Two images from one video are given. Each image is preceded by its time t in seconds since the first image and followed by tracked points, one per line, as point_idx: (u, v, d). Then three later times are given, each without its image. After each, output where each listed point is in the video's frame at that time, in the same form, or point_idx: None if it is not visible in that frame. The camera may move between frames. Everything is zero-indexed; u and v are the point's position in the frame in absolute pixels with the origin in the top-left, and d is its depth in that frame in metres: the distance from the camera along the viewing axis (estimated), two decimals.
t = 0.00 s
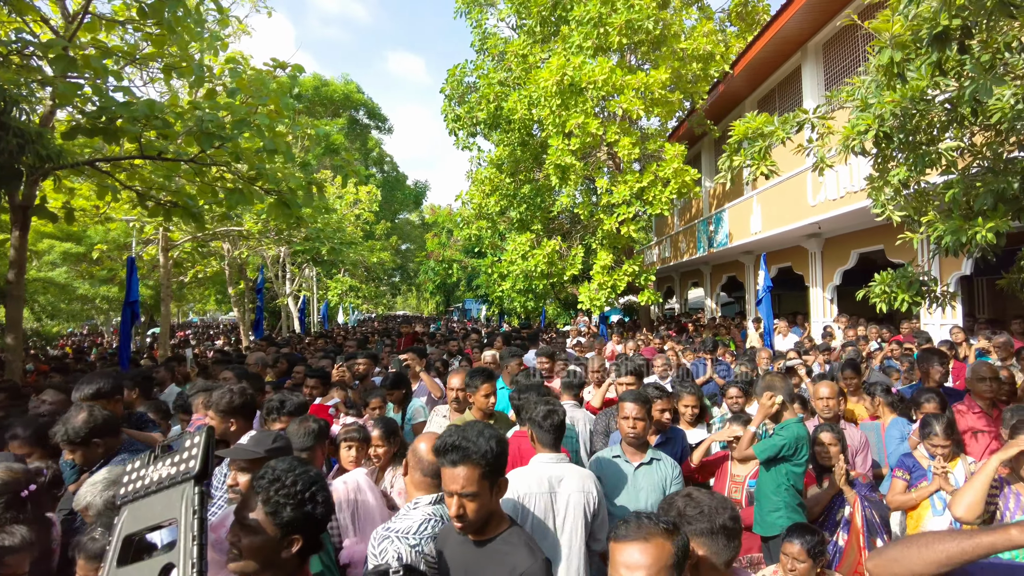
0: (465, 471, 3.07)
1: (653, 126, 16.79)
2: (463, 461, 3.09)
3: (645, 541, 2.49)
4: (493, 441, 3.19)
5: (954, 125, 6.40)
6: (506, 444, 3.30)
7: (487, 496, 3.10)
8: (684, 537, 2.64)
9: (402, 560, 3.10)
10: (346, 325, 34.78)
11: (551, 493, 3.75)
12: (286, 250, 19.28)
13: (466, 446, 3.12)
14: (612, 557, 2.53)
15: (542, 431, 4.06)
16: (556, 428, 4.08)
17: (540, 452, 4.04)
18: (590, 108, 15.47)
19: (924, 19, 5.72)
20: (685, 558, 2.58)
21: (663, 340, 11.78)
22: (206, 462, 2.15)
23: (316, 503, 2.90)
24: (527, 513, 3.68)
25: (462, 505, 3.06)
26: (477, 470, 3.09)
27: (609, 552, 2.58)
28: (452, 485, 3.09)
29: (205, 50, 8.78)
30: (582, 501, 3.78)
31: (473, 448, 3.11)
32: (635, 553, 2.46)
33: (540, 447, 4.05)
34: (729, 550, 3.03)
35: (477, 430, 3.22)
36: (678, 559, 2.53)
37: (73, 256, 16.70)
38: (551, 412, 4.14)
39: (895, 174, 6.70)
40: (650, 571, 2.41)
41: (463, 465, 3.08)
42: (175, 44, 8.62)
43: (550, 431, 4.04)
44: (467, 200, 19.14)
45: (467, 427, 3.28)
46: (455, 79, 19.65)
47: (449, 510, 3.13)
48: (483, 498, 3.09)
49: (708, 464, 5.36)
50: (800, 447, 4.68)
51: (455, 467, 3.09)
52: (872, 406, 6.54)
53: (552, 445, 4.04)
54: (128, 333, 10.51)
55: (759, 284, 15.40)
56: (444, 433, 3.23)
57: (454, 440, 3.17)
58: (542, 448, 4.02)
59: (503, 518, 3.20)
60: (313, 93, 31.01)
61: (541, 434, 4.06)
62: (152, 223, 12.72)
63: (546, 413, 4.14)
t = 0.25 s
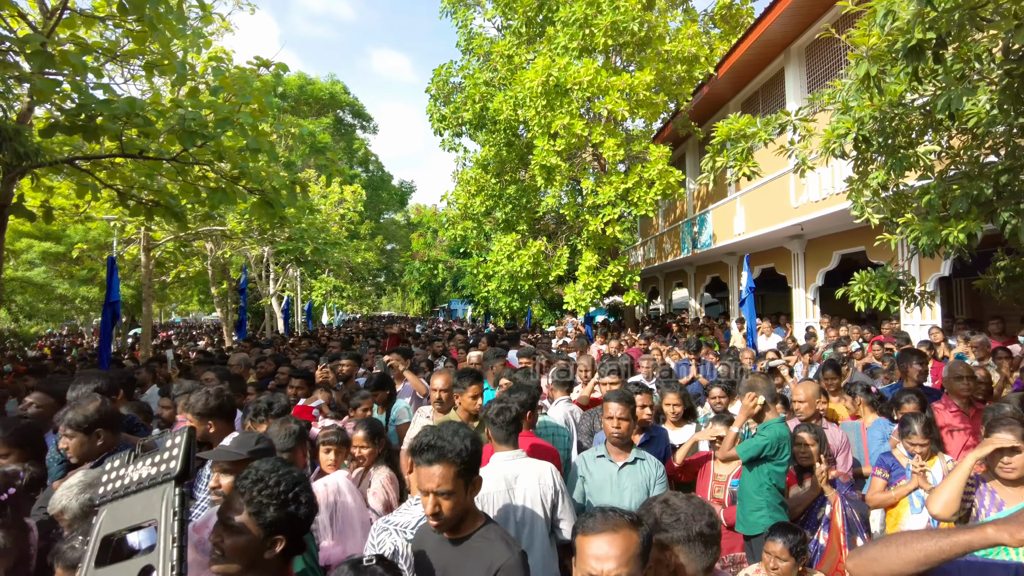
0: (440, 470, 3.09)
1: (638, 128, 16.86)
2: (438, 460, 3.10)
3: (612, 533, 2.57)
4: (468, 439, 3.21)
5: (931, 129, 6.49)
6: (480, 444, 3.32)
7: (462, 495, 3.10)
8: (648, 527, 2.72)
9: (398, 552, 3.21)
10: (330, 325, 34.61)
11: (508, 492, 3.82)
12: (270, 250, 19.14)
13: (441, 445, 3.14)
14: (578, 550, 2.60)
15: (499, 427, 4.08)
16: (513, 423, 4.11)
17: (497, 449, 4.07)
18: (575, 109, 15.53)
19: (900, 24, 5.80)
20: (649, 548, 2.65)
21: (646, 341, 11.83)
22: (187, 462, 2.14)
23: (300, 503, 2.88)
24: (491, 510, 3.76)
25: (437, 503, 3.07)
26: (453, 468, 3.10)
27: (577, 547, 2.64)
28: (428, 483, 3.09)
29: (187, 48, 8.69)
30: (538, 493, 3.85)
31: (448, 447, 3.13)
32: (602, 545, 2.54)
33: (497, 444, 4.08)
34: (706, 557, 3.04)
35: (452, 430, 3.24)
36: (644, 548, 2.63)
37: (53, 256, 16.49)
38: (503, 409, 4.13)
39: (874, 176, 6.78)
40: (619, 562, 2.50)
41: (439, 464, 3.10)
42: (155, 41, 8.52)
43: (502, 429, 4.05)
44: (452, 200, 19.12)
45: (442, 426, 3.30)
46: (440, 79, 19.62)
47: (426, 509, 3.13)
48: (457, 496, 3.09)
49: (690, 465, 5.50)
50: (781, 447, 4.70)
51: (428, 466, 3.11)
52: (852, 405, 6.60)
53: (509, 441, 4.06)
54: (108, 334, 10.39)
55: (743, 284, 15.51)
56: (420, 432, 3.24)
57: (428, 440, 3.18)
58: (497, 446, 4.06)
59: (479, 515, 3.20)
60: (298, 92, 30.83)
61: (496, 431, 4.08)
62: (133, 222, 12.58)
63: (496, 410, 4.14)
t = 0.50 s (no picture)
0: (429, 471, 3.07)
1: (627, 129, 16.90)
2: (425, 460, 3.09)
3: (588, 531, 2.64)
4: (456, 439, 3.23)
5: (915, 132, 6.56)
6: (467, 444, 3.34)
7: (451, 495, 3.10)
8: (621, 525, 2.82)
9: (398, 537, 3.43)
10: (319, 326, 34.47)
11: (476, 486, 4.16)
12: (258, 250, 19.04)
13: (431, 445, 3.12)
14: (557, 549, 2.65)
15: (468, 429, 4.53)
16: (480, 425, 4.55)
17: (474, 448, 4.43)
18: (564, 110, 15.57)
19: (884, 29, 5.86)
20: (624, 542, 2.73)
21: (635, 342, 11.87)
22: (178, 465, 2.17)
23: (290, 505, 2.86)
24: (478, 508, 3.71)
25: (427, 504, 3.06)
26: (442, 468, 3.09)
27: (555, 545, 2.70)
28: (417, 484, 3.08)
29: (173, 47, 8.63)
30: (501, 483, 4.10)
31: (438, 448, 3.12)
32: (579, 542, 2.60)
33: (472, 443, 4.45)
34: (697, 561, 3.06)
35: (440, 431, 3.25)
36: (618, 545, 2.70)
37: (37, 256, 16.32)
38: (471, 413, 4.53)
39: (860, 178, 6.84)
40: (595, 558, 2.56)
41: (427, 465, 3.08)
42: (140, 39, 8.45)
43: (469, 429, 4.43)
44: (441, 201, 19.10)
45: (431, 428, 3.30)
46: (430, 80, 19.58)
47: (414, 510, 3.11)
48: (446, 496, 3.08)
49: (678, 464, 5.55)
50: (768, 447, 4.73)
51: (416, 467, 3.09)
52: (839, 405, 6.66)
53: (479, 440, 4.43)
54: (93, 335, 10.29)
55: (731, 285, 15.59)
56: (409, 433, 3.23)
57: (418, 441, 3.16)
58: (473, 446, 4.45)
59: (466, 515, 3.20)
60: (286, 91, 30.69)
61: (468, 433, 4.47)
62: (118, 222, 12.46)
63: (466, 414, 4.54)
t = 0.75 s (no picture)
0: (418, 472, 3.07)
1: (615, 130, 16.94)
2: (413, 462, 3.09)
3: (568, 529, 2.66)
4: (444, 440, 3.22)
5: (899, 134, 6.62)
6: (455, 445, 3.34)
7: (440, 496, 3.09)
8: (599, 524, 2.86)
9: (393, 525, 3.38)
10: (305, 326, 34.29)
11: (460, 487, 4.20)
12: (243, 250, 18.90)
13: (419, 447, 3.12)
14: (537, 547, 2.67)
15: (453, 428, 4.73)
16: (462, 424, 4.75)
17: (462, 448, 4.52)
18: (552, 110, 15.61)
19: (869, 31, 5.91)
20: (602, 539, 2.77)
21: (623, 342, 11.90)
22: (168, 466, 2.16)
23: (277, 506, 2.85)
24: (473, 500, 3.65)
25: (417, 506, 3.05)
26: (431, 469, 3.09)
27: (535, 544, 2.71)
28: (407, 486, 3.07)
29: (157, 44, 8.54)
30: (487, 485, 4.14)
31: (426, 449, 3.12)
32: (559, 539, 2.62)
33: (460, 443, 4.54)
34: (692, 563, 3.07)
35: (429, 431, 3.25)
36: (597, 542, 2.73)
37: (18, 255, 16.10)
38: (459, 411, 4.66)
39: (845, 180, 6.90)
40: (576, 554, 2.57)
41: (416, 466, 3.08)
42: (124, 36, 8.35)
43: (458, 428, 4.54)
44: (429, 200, 19.06)
45: (419, 429, 3.30)
46: (418, 79, 19.54)
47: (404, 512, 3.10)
48: (436, 497, 3.08)
49: (666, 463, 5.56)
50: (755, 446, 4.75)
51: (404, 469, 3.09)
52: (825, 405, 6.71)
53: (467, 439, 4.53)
54: (76, 336, 10.18)
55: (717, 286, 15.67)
56: (396, 435, 3.23)
57: (406, 442, 3.15)
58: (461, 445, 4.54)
59: (457, 516, 3.21)
60: (272, 90, 30.51)
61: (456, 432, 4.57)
62: (102, 221, 12.32)
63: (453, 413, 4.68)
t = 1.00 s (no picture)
0: (406, 478, 3.03)
1: (602, 131, 16.99)
2: (402, 467, 3.05)
3: (550, 526, 2.67)
4: (432, 445, 3.16)
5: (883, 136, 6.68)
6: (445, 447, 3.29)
7: (429, 501, 3.08)
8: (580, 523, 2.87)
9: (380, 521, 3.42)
10: (291, 326, 34.11)
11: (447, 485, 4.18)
12: (228, 250, 18.76)
13: (406, 453, 3.07)
14: (520, 545, 2.67)
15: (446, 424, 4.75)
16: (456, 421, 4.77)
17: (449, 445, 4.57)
18: (540, 111, 15.64)
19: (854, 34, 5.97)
20: (584, 537, 2.78)
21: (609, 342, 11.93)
22: (148, 467, 2.13)
23: (258, 505, 2.82)
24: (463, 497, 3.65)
25: (406, 511, 3.04)
26: (419, 475, 3.05)
27: (518, 543, 2.71)
28: (394, 491, 3.05)
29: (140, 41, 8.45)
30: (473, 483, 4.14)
31: (413, 455, 3.07)
32: (542, 537, 2.62)
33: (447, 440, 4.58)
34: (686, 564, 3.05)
35: (417, 436, 3.19)
36: (578, 539, 2.73)
37: None
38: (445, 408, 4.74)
39: (829, 181, 6.95)
40: (559, 550, 2.58)
41: (404, 472, 3.04)
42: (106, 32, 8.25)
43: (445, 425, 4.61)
44: (416, 200, 19.03)
45: (408, 433, 3.24)
46: (405, 79, 19.49)
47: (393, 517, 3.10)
48: (425, 502, 3.07)
49: (652, 462, 5.56)
50: (742, 445, 4.78)
51: (393, 475, 3.05)
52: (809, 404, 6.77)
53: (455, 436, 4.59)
54: (57, 336, 10.07)
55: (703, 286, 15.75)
56: (385, 440, 3.19)
57: (393, 448, 3.11)
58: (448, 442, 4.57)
59: (449, 518, 3.20)
60: (258, 89, 30.32)
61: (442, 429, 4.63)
62: (84, 220, 12.19)
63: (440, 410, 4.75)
